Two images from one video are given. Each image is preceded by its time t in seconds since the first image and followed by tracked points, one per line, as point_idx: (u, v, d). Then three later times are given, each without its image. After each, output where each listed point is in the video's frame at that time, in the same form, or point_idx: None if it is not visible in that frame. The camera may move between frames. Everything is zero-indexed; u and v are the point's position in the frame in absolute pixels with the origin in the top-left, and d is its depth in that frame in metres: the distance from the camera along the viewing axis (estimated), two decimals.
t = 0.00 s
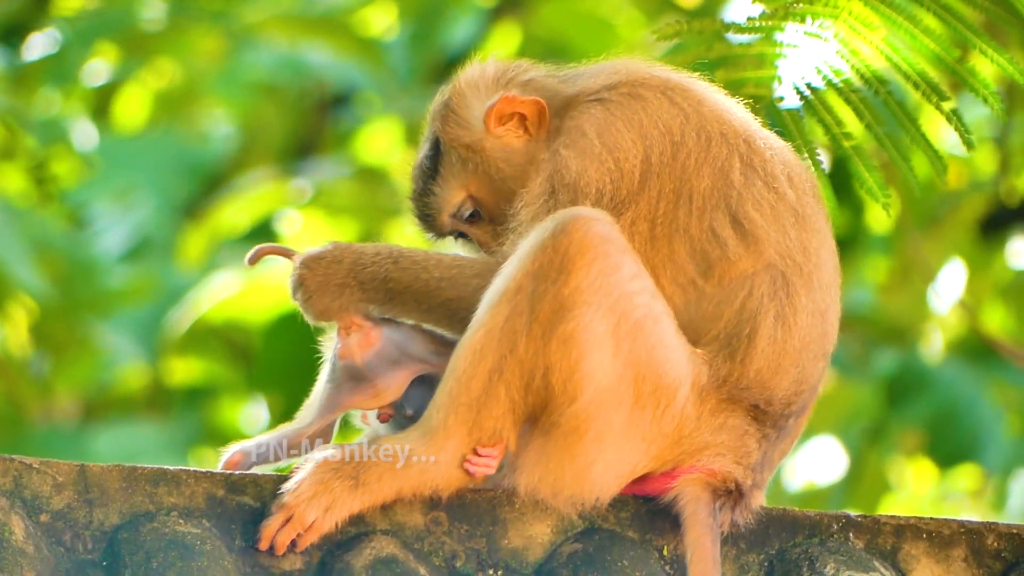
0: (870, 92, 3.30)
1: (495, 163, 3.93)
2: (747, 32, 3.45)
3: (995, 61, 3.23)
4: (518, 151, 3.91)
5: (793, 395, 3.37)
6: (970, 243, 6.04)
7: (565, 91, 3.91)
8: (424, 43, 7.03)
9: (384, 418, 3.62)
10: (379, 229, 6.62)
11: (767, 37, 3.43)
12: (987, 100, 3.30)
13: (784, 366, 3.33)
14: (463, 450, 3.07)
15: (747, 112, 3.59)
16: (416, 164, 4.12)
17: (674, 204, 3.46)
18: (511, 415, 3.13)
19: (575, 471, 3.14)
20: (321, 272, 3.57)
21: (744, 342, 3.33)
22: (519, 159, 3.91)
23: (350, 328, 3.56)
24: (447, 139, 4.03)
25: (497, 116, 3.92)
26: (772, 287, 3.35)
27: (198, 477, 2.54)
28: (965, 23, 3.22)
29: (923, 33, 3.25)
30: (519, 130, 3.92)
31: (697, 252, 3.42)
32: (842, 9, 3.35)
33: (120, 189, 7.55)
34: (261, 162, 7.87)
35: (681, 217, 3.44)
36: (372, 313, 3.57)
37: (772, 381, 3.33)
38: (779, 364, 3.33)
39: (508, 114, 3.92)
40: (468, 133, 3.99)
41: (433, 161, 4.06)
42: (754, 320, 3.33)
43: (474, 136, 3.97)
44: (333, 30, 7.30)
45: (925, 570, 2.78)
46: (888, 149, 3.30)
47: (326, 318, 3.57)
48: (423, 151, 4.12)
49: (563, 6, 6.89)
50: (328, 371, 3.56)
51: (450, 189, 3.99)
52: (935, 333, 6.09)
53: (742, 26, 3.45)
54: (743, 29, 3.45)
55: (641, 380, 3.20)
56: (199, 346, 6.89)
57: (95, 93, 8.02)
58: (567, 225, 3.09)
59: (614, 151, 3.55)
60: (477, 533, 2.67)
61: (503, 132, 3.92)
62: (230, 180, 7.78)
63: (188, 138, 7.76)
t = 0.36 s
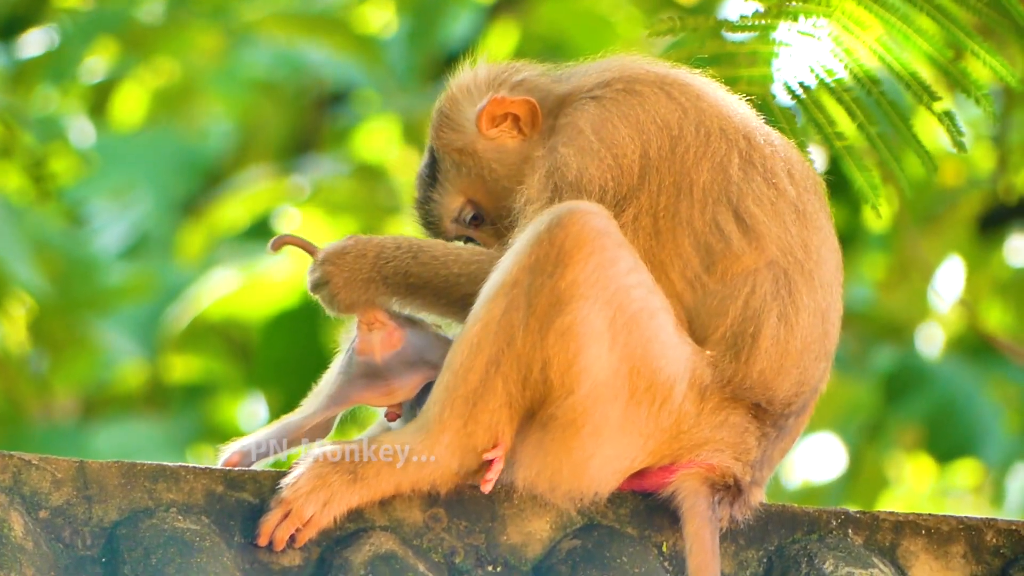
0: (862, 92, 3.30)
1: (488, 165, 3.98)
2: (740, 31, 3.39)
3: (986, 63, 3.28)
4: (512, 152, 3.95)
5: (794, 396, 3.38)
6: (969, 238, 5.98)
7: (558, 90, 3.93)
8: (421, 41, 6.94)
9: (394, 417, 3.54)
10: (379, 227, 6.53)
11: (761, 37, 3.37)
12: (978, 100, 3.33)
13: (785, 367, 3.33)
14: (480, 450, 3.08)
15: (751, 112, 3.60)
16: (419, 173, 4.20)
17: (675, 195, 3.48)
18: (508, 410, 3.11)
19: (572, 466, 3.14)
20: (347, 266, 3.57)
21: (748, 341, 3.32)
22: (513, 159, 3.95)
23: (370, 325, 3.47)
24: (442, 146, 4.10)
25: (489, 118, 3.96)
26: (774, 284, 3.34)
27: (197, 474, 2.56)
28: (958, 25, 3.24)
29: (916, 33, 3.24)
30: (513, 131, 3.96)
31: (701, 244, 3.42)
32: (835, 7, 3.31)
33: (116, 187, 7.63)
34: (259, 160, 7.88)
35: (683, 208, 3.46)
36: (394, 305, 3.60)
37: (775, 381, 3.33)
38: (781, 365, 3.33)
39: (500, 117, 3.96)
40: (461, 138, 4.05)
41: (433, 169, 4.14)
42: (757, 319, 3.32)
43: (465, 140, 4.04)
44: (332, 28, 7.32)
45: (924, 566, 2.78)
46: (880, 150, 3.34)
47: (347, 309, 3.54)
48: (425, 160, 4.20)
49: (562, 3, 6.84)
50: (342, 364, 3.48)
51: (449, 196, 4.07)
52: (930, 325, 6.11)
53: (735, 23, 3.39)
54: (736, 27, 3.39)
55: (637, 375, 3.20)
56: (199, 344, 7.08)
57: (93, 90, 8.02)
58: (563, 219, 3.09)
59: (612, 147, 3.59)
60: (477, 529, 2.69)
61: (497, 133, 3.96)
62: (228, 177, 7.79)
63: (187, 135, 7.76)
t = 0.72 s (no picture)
0: (858, 92, 3.31)
1: (488, 157, 3.93)
2: (735, 29, 3.45)
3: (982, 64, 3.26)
4: (511, 146, 3.89)
5: (793, 393, 3.38)
6: (967, 235, 5.97)
7: (560, 86, 3.91)
8: (420, 40, 6.74)
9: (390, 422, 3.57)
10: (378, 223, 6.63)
11: (756, 36, 3.43)
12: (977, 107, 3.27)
13: (784, 365, 3.33)
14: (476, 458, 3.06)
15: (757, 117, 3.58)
16: (410, 156, 4.13)
17: (673, 197, 3.47)
18: (509, 410, 3.12)
19: (571, 464, 3.14)
20: (345, 273, 3.55)
21: (747, 340, 3.32)
22: (513, 155, 3.89)
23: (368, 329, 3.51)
24: (440, 133, 4.04)
25: (490, 109, 3.90)
26: (773, 287, 3.34)
27: (196, 471, 2.56)
28: (953, 24, 3.24)
29: (912, 33, 3.27)
30: (513, 123, 3.91)
31: (700, 248, 3.42)
32: (831, 6, 3.32)
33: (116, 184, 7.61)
34: (257, 158, 7.89)
35: (682, 211, 3.45)
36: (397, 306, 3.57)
37: (774, 379, 3.33)
38: (780, 364, 3.33)
39: (501, 108, 3.91)
40: (461, 127, 4.00)
41: (428, 154, 4.08)
42: (755, 319, 3.32)
43: (467, 130, 3.98)
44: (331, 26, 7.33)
45: (924, 564, 2.78)
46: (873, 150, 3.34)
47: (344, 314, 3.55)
48: (417, 143, 4.14)
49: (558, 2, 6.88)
50: (340, 368, 3.51)
51: (444, 182, 4.02)
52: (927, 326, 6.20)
53: (729, 22, 3.45)
54: (730, 26, 3.45)
55: (637, 374, 3.21)
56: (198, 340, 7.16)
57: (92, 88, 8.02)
58: (563, 218, 3.10)
59: (610, 147, 3.57)
60: (477, 526, 2.69)
61: (497, 125, 3.91)
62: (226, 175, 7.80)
63: (185, 132, 7.73)
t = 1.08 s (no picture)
0: (854, 97, 3.30)
1: (531, 136, 3.85)
2: (732, 35, 3.50)
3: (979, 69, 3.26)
4: (555, 126, 3.85)
5: (796, 397, 3.40)
6: (964, 237, 5.98)
7: (610, 76, 3.85)
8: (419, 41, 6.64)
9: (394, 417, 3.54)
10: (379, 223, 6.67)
11: (753, 41, 3.46)
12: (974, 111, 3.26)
13: (791, 370, 3.36)
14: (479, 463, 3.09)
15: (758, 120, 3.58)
16: (443, 101, 3.91)
17: (695, 207, 3.46)
18: (510, 413, 3.13)
19: (569, 465, 3.14)
20: (361, 265, 3.61)
21: (755, 344, 3.34)
22: (557, 136, 3.84)
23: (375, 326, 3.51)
24: (488, 89, 3.87)
25: (544, 83, 3.84)
26: (782, 296, 3.36)
27: (194, 473, 2.56)
28: (950, 29, 3.24)
29: (908, 38, 3.27)
30: (557, 103, 3.85)
31: (718, 259, 3.43)
32: (827, 11, 3.36)
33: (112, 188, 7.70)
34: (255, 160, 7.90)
35: (702, 222, 3.45)
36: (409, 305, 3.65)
37: (781, 383, 3.35)
38: (788, 367, 3.35)
39: (554, 85, 3.84)
40: (512, 91, 3.87)
41: (465, 106, 3.89)
42: (765, 324, 3.34)
43: (517, 97, 3.87)
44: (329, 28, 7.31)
45: (922, 566, 2.78)
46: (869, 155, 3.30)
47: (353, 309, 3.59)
48: (453, 89, 3.92)
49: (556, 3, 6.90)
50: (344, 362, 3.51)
51: (478, 138, 3.87)
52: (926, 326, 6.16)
53: (727, 28, 3.51)
54: (727, 31, 3.51)
55: (635, 376, 3.22)
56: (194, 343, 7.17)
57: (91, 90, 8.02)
58: (560, 220, 3.09)
59: (641, 154, 3.57)
60: (475, 529, 2.68)
61: (543, 100, 3.85)
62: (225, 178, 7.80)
63: (183, 136, 7.84)
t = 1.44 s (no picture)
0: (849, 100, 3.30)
1: (559, 136, 3.83)
2: (729, 36, 3.51)
3: (974, 73, 3.25)
4: (580, 131, 3.84)
5: (795, 403, 3.41)
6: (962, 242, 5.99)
7: (635, 83, 3.85)
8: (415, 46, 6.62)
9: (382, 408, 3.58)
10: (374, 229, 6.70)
11: (750, 43, 3.47)
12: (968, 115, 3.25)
13: (790, 376, 3.36)
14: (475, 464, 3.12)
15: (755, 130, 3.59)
16: (472, 83, 3.81)
17: (700, 224, 3.47)
18: (503, 405, 3.14)
19: (563, 462, 3.17)
20: (361, 248, 3.72)
21: (753, 349, 3.33)
22: (582, 140, 3.83)
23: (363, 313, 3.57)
24: (523, 82, 3.82)
25: (577, 84, 3.82)
26: (783, 305, 3.36)
27: (191, 479, 2.55)
28: (945, 34, 3.21)
29: (902, 42, 3.26)
30: (582, 105, 3.85)
31: (717, 273, 3.43)
32: (822, 13, 3.35)
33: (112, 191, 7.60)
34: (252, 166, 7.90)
35: (705, 237, 3.46)
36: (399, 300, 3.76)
37: (780, 388, 3.35)
38: (786, 374, 3.35)
39: (582, 87, 3.83)
40: (544, 87, 3.83)
41: (495, 94, 3.81)
42: (764, 330, 3.33)
43: (548, 94, 3.83)
44: (326, 33, 7.30)
45: (920, 571, 2.78)
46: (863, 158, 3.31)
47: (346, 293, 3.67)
48: (482, 72, 3.83)
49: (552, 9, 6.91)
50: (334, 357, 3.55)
51: (505, 128, 3.80)
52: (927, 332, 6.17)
53: (723, 29, 3.52)
54: (723, 32, 3.52)
55: (626, 367, 3.21)
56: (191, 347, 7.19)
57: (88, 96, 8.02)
58: (544, 210, 3.09)
59: (656, 165, 3.63)
60: (472, 534, 2.69)
61: (570, 102, 3.84)
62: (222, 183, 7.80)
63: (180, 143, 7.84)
